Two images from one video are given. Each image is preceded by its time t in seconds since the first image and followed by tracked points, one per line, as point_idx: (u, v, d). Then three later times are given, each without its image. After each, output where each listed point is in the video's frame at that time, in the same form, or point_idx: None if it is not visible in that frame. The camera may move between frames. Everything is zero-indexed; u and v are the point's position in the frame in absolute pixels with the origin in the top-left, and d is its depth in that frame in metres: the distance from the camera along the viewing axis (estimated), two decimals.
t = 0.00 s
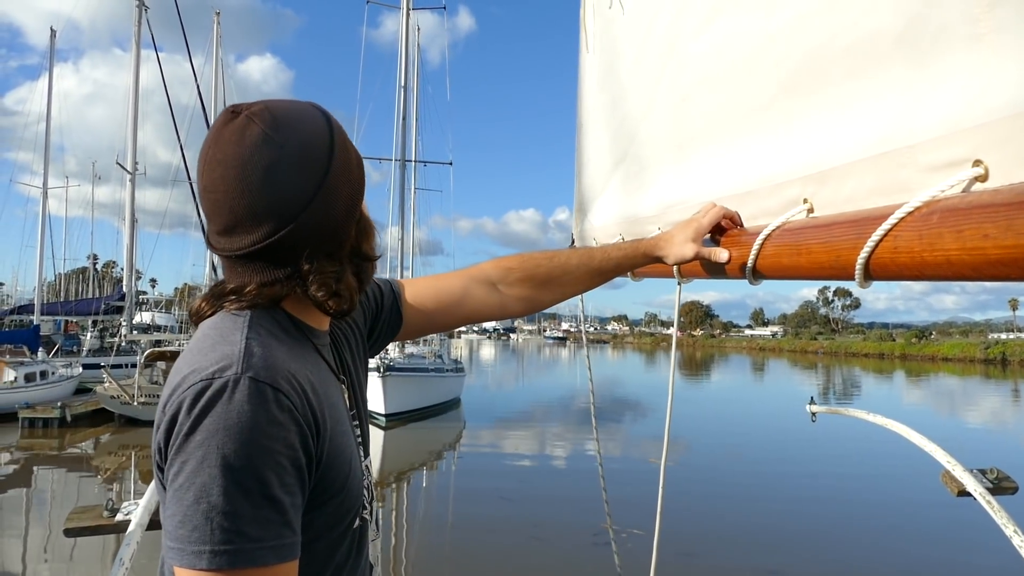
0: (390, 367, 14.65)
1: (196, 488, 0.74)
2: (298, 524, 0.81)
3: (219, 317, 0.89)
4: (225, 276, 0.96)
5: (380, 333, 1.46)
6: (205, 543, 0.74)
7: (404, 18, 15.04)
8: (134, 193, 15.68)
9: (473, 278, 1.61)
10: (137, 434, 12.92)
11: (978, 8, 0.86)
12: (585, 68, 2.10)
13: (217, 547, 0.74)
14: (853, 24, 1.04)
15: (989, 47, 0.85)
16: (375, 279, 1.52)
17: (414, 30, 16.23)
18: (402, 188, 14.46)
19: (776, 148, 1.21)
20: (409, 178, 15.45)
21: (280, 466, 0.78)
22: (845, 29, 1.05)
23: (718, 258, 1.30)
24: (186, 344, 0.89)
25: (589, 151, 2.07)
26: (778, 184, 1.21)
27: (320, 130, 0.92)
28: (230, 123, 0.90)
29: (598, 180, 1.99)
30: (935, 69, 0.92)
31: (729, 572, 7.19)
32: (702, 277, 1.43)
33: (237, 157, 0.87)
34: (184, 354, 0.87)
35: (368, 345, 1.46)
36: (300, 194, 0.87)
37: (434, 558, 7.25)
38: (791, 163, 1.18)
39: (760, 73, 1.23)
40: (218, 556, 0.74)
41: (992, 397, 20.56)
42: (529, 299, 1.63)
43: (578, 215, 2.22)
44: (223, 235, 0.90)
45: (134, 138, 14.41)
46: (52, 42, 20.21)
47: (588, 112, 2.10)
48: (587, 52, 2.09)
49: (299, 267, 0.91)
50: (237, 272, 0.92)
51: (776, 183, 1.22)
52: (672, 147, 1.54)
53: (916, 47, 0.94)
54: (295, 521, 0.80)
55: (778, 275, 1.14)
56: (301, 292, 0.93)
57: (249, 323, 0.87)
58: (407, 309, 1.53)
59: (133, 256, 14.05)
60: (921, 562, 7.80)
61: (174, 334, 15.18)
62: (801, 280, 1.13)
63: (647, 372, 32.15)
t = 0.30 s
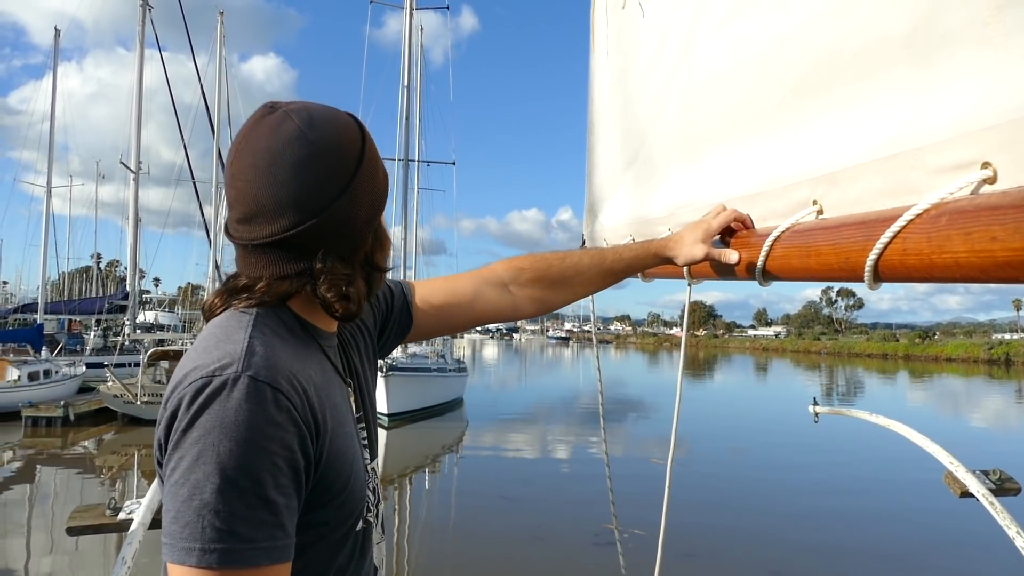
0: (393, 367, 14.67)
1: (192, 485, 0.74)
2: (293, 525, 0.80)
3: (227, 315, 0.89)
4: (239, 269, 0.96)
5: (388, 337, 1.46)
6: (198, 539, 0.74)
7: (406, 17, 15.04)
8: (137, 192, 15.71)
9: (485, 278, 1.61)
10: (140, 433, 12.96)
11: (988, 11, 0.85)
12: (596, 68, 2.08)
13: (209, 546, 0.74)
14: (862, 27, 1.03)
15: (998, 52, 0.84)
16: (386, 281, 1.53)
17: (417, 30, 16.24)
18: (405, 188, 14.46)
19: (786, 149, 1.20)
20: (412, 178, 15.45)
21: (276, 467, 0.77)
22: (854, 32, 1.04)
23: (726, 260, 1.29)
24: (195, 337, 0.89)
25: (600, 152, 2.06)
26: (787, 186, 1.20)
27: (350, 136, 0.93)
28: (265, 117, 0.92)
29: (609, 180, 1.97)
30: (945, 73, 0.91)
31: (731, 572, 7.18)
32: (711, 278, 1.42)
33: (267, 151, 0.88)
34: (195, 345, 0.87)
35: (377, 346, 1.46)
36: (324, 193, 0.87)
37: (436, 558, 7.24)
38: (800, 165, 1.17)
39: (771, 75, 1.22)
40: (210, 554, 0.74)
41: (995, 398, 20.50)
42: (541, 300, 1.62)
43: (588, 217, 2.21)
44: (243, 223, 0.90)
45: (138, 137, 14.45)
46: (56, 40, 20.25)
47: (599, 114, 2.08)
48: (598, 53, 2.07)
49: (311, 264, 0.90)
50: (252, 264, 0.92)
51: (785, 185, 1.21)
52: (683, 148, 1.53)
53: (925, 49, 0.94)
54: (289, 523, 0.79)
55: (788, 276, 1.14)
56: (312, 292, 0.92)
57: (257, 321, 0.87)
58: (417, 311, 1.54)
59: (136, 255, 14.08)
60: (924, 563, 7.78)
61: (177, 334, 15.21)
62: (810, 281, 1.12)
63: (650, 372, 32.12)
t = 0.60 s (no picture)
0: (395, 367, 14.67)
1: (192, 481, 0.74)
2: (293, 524, 0.80)
3: (235, 313, 0.90)
4: (251, 267, 0.96)
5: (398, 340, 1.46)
6: (198, 535, 0.74)
7: (409, 18, 15.04)
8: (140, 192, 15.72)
9: (496, 279, 1.61)
10: (142, 433, 12.96)
11: (1001, 12, 0.84)
12: (608, 68, 2.06)
13: (208, 543, 0.74)
14: (874, 29, 1.02)
15: (1009, 52, 0.83)
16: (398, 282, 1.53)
17: (420, 30, 16.25)
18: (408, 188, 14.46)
19: (796, 150, 1.19)
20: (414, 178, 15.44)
21: (276, 465, 0.77)
22: (867, 33, 1.04)
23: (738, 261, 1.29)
24: (204, 333, 0.89)
25: (612, 152, 2.04)
26: (799, 188, 1.20)
27: (372, 141, 0.93)
28: (289, 116, 0.93)
29: (620, 181, 1.96)
30: (956, 73, 0.90)
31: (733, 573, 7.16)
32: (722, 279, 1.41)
33: (287, 149, 0.89)
34: (203, 341, 0.87)
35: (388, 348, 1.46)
36: (338, 193, 0.87)
37: (437, 559, 7.24)
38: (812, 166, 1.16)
39: (783, 76, 1.21)
40: (208, 550, 0.74)
41: (998, 399, 20.44)
42: (554, 301, 1.61)
43: (600, 217, 2.20)
44: (257, 218, 0.90)
45: (141, 137, 14.48)
46: (59, 41, 20.31)
47: (611, 114, 2.07)
48: (611, 53, 2.05)
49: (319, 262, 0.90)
50: (264, 260, 0.92)
51: (796, 187, 1.20)
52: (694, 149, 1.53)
53: (938, 49, 0.93)
54: (289, 522, 0.79)
55: (799, 277, 1.13)
56: (320, 291, 0.91)
57: (264, 320, 0.87)
58: (430, 311, 1.53)
59: (139, 255, 14.11)
60: (925, 564, 7.78)
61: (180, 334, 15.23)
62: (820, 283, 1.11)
63: (652, 373, 32.10)
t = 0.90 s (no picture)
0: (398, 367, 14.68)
1: (192, 479, 0.74)
2: (293, 524, 0.79)
3: (239, 311, 0.90)
4: (257, 265, 0.97)
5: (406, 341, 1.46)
6: (197, 533, 0.73)
7: (411, 17, 15.03)
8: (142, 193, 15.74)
9: (505, 280, 1.60)
10: (146, 434, 13.00)
11: (1009, 11, 0.83)
12: (617, 67, 2.05)
13: (205, 541, 0.73)
14: (882, 29, 1.02)
15: (1017, 49, 0.82)
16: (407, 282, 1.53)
17: (421, 30, 16.24)
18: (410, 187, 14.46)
19: (804, 148, 1.18)
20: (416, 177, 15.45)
21: (276, 464, 0.76)
22: (875, 32, 1.03)
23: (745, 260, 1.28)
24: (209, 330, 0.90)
25: (620, 151, 2.03)
26: (806, 186, 1.19)
27: (379, 143, 0.92)
28: (299, 115, 0.93)
29: (628, 180, 1.95)
30: (967, 70, 0.89)
31: (735, 572, 7.15)
32: (730, 277, 1.41)
33: (293, 148, 0.89)
34: (209, 340, 0.87)
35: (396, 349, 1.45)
36: (340, 191, 0.87)
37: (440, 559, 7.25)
38: (820, 164, 1.15)
39: (794, 75, 1.20)
40: (206, 550, 0.73)
41: (1002, 397, 20.38)
42: (563, 301, 1.61)
43: (608, 217, 2.19)
44: (263, 215, 0.91)
45: (144, 138, 14.53)
46: (62, 43, 20.38)
47: (620, 113, 2.06)
48: (621, 51, 2.03)
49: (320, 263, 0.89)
50: (268, 258, 0.93)
51: (804, 185, 1.19)
52: (703, 148, 1.51)
53: (947, 47, 0.92)
54: (289, 522, 0.78)
55: (807, 276, 1.12)
56: (322, 290, 0.91)
57: (267, 320, 0.86)
58: (438, 311, 1.53)
59: (142, 255, 14.14)
60: (930, 563, 7.76)
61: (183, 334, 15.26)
62: (828, 280, 1.10)
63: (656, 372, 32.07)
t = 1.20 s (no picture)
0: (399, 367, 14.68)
1: (177, 478, 0.74)
2: (280, 524, 0.79)
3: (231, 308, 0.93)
4: (253, 265, 1.00)
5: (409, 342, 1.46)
6: (182, 532, 0.73)
7: (411, 17, 15.02)
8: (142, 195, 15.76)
9: (509, 279, 1.60)
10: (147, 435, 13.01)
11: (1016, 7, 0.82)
12: (621, 66, 2.04)
13: (190, 540, 0.73)
14: (889, 24, 1.01)
15: None
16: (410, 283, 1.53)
17: (421, 30, 16.23)
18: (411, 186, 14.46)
19: (809, 146, 1.17)
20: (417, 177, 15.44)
21: (262, 464, 0.76)
22: (881, 28, 1.02)
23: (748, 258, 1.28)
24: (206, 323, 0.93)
25: (625, 150, 2.02)
26: (809, 184, 1.18)
27: (370, 136, 0.92)
28: (290, 114, 0.95)
29: (633, 180, 1.94)
30: (974, 64, 0.88)
31: (736, 570, 7.15)
32: (733, 275, 1.40)
33: (281, 145, 0.91)
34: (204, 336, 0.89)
35: (400, 350, 1.45)
36: (322, 184, 0.88)
37: (442, 559, 7.23)
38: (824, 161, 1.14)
39: (799, 72, 1.19)
40: (191, 548, 0.73)
41: (1005, 394, 20.36)
42: (566, 301, 1.61)
43: (612, 217, 2.18)
44: (254, 212, 0.93)
45: (144, 139, 14.54)
46: (61, 44, 20.37)
47: (624, 112, 2.04)
48: (625, 50, 2.02)
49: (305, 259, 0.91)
50: (260, 254, 0.95)
51: (808, 182, 1.19)
52: (707, 147, 1.50)
53: (953, 44, 0.91)
54: (277, 522, 0.78)
55: (811, 273, 1.12)
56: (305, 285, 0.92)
57: (255, 319, 0.87)
58: (442, 312, 1.53)
59: (142, 256, 14.15)
60: (931, 560, 7.76)
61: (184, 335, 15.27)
62: (833, 278, 1.10)
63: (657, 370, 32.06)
